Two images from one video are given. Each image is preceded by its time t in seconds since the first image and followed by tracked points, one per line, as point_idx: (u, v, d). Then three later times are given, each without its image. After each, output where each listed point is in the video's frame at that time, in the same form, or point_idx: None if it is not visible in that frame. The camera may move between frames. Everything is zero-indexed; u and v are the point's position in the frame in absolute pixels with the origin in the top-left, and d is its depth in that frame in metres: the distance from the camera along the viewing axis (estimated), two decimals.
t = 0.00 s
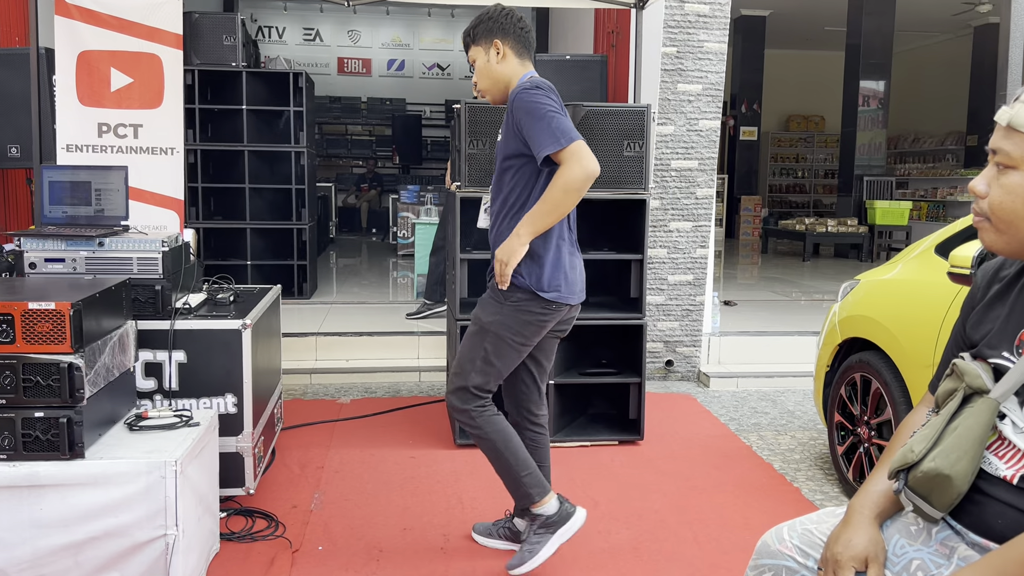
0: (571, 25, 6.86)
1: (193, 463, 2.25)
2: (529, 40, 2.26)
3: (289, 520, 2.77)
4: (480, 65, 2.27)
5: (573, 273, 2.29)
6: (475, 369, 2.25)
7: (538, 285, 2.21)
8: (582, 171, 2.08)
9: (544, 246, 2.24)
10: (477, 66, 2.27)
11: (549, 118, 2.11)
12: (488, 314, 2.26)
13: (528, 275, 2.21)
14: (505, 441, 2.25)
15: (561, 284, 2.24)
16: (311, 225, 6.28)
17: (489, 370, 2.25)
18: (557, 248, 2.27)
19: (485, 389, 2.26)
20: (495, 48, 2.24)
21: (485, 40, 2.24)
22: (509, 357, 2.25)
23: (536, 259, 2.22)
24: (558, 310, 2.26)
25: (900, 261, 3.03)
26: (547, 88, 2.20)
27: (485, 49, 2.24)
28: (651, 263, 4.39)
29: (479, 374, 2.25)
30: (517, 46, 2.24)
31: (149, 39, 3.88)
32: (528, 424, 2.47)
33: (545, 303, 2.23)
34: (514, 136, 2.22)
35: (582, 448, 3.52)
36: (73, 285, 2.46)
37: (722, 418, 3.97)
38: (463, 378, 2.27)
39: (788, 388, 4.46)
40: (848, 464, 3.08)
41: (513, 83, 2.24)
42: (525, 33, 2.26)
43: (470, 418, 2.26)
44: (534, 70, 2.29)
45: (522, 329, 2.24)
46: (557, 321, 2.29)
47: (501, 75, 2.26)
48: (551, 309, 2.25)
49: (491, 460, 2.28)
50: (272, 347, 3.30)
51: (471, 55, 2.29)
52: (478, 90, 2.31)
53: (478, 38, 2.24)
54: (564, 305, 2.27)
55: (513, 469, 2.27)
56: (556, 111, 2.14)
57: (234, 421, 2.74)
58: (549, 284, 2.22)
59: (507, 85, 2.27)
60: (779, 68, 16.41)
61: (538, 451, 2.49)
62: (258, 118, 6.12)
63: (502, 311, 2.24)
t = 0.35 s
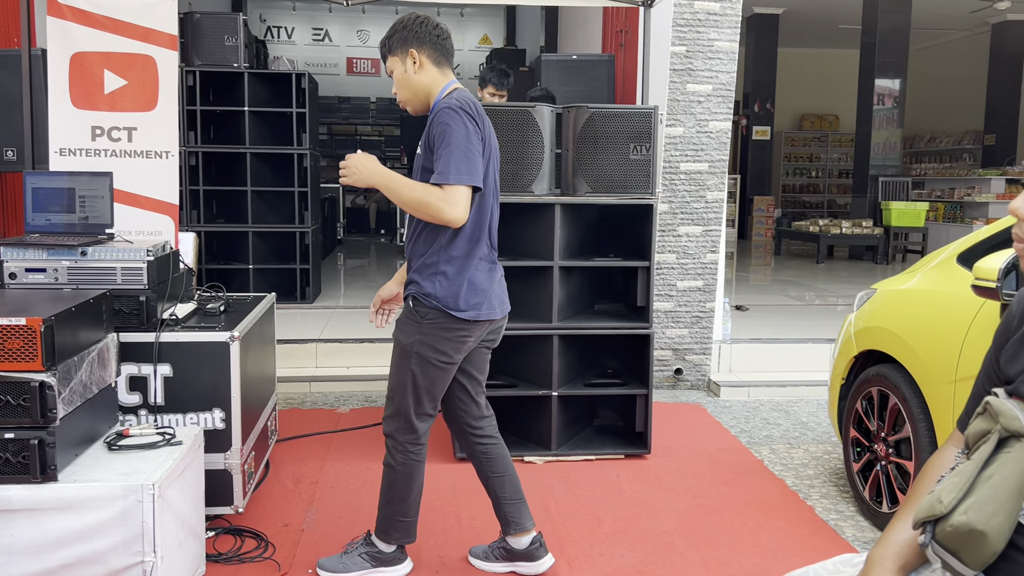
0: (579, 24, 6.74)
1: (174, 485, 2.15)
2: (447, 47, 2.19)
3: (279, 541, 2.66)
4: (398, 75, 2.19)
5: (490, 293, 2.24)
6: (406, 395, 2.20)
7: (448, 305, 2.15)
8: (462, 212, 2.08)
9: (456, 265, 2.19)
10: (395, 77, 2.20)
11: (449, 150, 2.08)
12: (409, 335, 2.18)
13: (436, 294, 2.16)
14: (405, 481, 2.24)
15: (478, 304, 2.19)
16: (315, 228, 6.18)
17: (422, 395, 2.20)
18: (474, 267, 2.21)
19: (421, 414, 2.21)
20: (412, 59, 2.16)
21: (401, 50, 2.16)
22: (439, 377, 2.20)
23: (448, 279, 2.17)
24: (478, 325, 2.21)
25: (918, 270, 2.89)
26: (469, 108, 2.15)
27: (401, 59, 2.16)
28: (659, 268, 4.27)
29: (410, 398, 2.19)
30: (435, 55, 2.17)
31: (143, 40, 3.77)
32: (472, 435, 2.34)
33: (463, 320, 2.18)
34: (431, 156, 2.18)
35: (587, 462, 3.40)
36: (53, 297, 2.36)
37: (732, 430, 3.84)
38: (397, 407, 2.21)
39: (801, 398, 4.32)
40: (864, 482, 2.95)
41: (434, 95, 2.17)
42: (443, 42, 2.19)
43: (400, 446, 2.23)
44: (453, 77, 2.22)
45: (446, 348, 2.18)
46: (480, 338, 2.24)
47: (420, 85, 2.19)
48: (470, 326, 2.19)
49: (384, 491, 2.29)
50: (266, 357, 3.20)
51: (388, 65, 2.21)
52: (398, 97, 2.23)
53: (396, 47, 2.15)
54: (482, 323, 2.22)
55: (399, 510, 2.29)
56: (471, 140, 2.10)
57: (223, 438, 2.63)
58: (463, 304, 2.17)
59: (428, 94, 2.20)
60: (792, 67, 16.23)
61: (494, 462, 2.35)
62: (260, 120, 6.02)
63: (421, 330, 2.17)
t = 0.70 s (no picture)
0: (589, 20, 6.67)
1: (163, 489, 2.07)
2: (368, 35, 2.20)
3: (274, 546, 2.59)
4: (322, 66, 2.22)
5: (420, 279, 2.22)
6: (359, 391, 2.18)
7: (374, 295, 2.15)
8: (299, 178, 2.08)
9: (378, 253, 2.17)
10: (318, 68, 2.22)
11: (320, 122, 2.08)
12: (346, 329, 2.19)
13: (361, 284, 2.16)
14: (383, 480, 2.19)
15: (406, 292, 2.18)
16: (321, 225, 6.12)
17: (375, 387, 2.19)
18: (403, 254, 2.19)
19: (378, 407, 2.20)
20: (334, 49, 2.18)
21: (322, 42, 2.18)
22: (387, 365, 2.20)
23: (371, 267, 2.17)
24: (413, 313, 2.22)
25: (937, 270, 2.79)
26: (371, 89, 2.11)
27: (323, 51, 2.18)
28: (669, 267, 4.17)
29: (363, 394, 2.18)
30: (356, 43, 2.19)
31: (143, 32, 3.68)
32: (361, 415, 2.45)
33: (397, 310, 2.18)
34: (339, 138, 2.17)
35: (593, 466, 3.31)
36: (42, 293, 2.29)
37: (743, 433, 3.74)
38: (355, 405, 2.19)
39: (814, 401, 4.21)
40: (880, 489, 2.85)
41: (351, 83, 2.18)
42: (365, 34, 2.20)
43: (368, 445, 2.20)
44: (377, 66, 2.23)
45: (386, 334, 2.19)
46: (415, 322, 2.25)
47: (343, 75, 2.20)
48: (403, 314, 2.20)
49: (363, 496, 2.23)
50: (266, 356, 3.13)
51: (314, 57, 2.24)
52: (327, 89, 2.26)
53: (315, 37, 2.18)
54: (414, 310, 2.21)
55: (383, 511, 2.23)
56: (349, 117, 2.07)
57: (217, 440, 2.56)
58: (392, 293, 2.16)
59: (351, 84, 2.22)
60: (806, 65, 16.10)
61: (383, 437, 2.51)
62: (266, 116, 5.97)
63: (358, 321, 2.17)
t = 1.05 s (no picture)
0: (597, 15, 6.63)
1: (164, 489, 2.04)
2: (315, 38, 2.19)
3: (276, 546, 2.56)
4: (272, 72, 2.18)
5: (383, 267, 2.24)
6: (300, 381, 2.16)
7: (340, 282, 2.15)
8: (256, 162, 2.03)
9: (342, 241, 2.17)
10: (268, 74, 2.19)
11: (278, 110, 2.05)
12: (303, 320, 2.17)
13: (327, 272, 2.15)
14: (335, 461, 2.16)
15: (368, 280, 2.18)
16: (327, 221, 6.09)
17: (316, 379, 2.17)
18: (366, 243, 2.20)
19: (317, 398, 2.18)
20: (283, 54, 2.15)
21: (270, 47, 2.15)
22: (333, 359, 2.19)
23: (335, 255, 2.16)
24: (374, 302, 2.22)
25: (951, 268, 2.74)
26: (330, 80, 2.12)
27: (272, 57, 2.15)
28: (677, 264, 4.13)
29: (304, 385, 2.16)
30: (305, 46, 2.17)
31: (147, 26, 3.66)
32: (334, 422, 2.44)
33: (358, 299, 2.18)
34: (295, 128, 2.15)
35: (600, 465, 3.27)
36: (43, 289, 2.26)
37: (752, 433, 3.70)
38: (289, 393, 2.17)
39: (824, 400, 4.16)
40: (892, 491, 2.80)
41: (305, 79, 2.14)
42: (312, 37, 2.19)
43: (303, 431, 2.16)
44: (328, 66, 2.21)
45: (340, 329, 2.17)
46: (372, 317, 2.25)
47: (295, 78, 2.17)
48: (367, 302, 2.20)
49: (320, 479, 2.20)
50: (270, 353, 3.10)
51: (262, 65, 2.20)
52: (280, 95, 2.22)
53: (264, 42, 2.14)
54: (377, 298, 2.22)
55: (347, 489, 2.20)
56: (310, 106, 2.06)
57: (219, 439, 2.53)
58: (357, 280, 2.16)
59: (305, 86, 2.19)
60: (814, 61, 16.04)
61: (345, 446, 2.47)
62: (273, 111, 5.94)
63: (317, 314, 2.16)
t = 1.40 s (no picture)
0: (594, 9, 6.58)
1: (154, 493, 1.99)
2: (267, 32, 2.11)
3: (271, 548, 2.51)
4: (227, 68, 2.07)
5: (360, 256, 2.20)
6: (274, 373, 2.10)
7: (320, 272, 2.10)
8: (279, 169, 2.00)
9: (319, 230, 2.12)
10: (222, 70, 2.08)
11: (267, 114, 2.02)
12: (281, 310, 2.11)
13: (306, 263, 2.10)
14: (283, 465, 2.11)
15: (347, 269, 2.14)
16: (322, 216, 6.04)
17: (292, 372, 2.12)
18: (342, 232, 2.16)
19: (291, 391, 2.13)
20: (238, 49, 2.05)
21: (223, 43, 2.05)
22: (312, 352, 2.14)
23: (313, 245, 2.11)
24: (353, 291, 2.18)
25: (956, 266, 2.71)
26: (299, 73, 2.09)
27: (227, 53, 2.05)
28: (677, 261, 4.09)
29: (279, 377, 2.10)
30: (259, 40, 2.08)
31: (139, 19, 3.60)
32: (316, 416, 2.41)
33: (338, 288, 2.13)
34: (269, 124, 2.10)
35: (599, 465, 3.23)
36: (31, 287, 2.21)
37: (752, 431, 3.66)
38: (263, 386, 2.11)
39: (824, 398, 4.12)
40: (895, 491, 2.77)
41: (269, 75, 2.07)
42: (263, 30, 2.10)
43: (270, 427, 2.12)
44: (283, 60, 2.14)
45: (319, 321, 2.13)
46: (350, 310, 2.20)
47: (252, 74, 2.09)
48: (347, 291, 2.15)
49: (263, 481, 2.14)
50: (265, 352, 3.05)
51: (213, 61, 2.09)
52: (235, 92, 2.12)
53: (217, 38, 2.03)
54: (356, 288, 2.18)
55: (281, 500, 2.13)
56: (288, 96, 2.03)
57: (213, 439, 2.49)
58: (336, 269, 2.12)
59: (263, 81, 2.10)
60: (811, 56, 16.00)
61: (330, 444, 2.44)
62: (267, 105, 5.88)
63: (297, 305, 2.11)
